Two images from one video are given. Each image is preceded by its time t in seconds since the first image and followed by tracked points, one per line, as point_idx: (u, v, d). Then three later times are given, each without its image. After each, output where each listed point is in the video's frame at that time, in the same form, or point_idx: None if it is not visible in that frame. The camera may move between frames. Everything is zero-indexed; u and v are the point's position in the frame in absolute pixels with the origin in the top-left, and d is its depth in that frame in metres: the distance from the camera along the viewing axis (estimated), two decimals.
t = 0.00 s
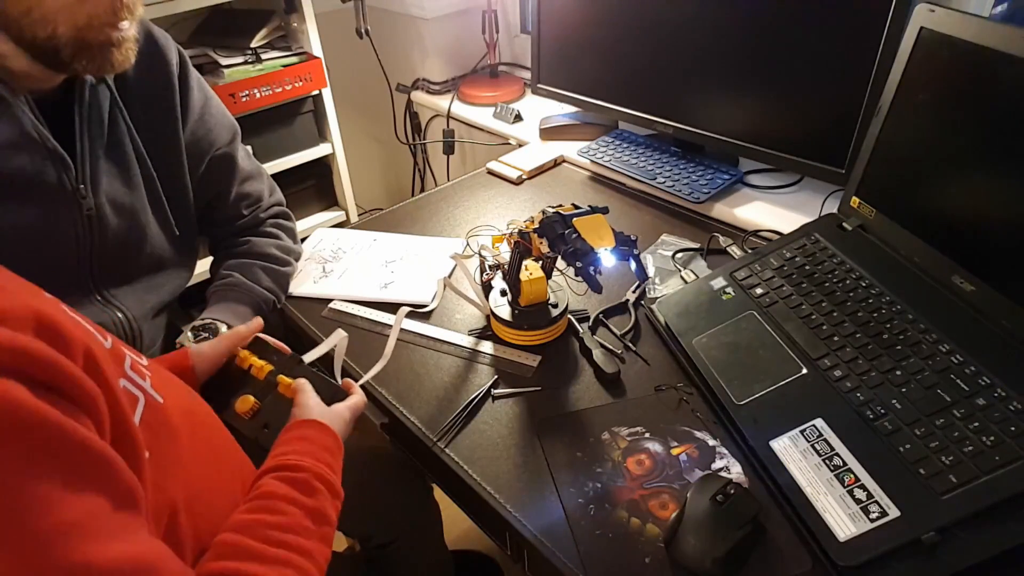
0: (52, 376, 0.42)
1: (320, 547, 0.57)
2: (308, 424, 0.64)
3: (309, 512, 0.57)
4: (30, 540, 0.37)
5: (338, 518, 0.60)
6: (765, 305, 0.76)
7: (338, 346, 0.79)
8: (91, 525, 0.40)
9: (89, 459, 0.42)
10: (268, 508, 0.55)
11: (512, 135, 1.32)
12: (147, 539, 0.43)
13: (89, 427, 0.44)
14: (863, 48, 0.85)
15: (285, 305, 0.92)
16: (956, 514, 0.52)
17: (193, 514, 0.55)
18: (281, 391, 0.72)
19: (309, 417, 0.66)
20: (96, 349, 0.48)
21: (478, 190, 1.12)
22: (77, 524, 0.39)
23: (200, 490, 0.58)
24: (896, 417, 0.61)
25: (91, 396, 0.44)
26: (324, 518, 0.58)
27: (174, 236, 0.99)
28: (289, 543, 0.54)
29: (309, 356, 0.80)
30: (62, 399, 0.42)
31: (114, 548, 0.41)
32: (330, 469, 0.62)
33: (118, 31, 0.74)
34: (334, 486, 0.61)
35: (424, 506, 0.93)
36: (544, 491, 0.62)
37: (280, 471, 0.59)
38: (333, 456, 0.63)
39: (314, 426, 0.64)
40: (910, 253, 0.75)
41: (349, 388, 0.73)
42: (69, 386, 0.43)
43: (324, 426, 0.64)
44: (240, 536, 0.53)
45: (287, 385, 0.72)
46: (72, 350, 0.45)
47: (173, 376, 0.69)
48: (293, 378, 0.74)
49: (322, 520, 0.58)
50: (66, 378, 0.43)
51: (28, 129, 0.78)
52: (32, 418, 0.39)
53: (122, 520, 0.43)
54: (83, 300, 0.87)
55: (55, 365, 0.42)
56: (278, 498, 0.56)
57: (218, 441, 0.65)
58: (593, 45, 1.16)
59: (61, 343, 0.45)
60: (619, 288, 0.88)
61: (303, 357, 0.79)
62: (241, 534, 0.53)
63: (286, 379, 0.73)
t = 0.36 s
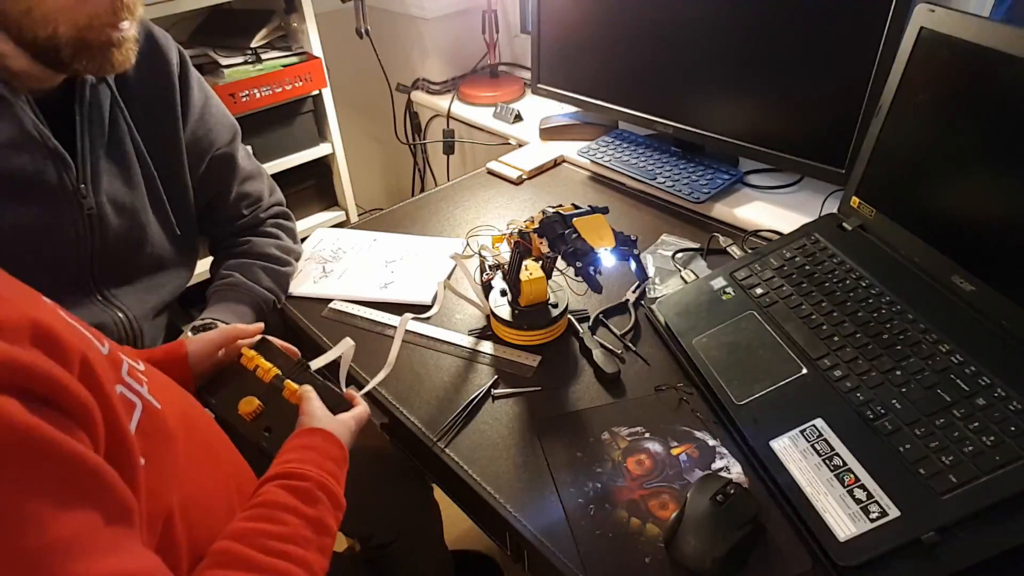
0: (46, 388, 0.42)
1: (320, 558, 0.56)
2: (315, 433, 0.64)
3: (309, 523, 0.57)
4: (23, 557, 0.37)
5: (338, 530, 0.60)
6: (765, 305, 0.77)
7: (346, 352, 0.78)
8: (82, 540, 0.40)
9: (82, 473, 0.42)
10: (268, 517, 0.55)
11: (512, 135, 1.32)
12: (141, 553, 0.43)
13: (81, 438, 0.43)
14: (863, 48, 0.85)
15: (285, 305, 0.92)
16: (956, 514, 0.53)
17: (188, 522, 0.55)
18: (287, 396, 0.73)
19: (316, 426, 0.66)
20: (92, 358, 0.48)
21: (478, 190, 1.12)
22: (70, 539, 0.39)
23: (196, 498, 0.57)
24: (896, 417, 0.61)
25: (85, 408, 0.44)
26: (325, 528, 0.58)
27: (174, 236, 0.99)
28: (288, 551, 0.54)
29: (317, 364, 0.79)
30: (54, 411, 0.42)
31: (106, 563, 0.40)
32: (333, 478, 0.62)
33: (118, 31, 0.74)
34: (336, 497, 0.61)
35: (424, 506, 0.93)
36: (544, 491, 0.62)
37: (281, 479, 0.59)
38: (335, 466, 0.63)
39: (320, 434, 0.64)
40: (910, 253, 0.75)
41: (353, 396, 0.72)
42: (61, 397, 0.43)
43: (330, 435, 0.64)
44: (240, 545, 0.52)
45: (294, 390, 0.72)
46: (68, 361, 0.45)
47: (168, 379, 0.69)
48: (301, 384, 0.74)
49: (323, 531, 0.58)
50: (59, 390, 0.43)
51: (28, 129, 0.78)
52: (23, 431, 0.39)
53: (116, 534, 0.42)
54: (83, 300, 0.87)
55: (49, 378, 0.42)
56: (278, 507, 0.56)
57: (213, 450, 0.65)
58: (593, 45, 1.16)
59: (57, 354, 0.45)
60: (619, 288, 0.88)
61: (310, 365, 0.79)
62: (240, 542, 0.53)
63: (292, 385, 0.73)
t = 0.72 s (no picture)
0: (49, 388, 0.42)
1: (318, 558, 0.56)
2: (311, 436, 0.64)
3: (307, 524, 0.57)
4: (32, 556, 0.37)
5: (335, 530, 0.60)
6: (765, 305, 0.76)
7: (345, 361, 0.78)
8: (88, 540, 0.40)
9: (87, 473, 0.41)
10: (266, 518, 0.55)
11: (512, 135, 1.32)
12: (148, 553, 0.43)
13: (84, 438, 0.43)
14: (863, 48, 0.85)
15: (285, 305, 0.92)
16: (956, 514, 0.53)
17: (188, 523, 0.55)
18: (291, 398, 0.74)
19: (311, 427, 0.66)
20: (94, 359, 0.48)
21: (478, 190, 1.12)
22: (78, 539, 0.39)
23: (195, 499, 0.57)
24: (896, 417, 0.61)
25: (88, 408, 0.44)
26: (322, 528, 0.58)
27: (174, 236, 0.99)
28: (286, 552, 0.54)
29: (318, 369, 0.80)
30: (56, 411, 0.42)
31: (112, 562, 0.40)
32: (329, 480, 0.62)
33: (117, 31, 0.74)
34: (333, 499, 0.61)
35: (424, 506, 0.93)
36: (544, 491, 0.62)
37: (279, 481, 0.59)
38: (331, 468, 0.63)
39: (320, 438, 0.64)
40: (910, 253, 0.75)
41: (354, 403, 0.74)
42: (62, 396, 0.43)
43: (326, 439, 0.64)
44: (238, 546, 0.52)
45: (297, 394, 0.74)
46: (72, 362, 0.45)
47: (169, 382, 0.69)
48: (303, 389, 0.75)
49: (320, 532, 0.58)
50: (62, 391, 0.43)
51: (28, 129, 0.78)
52: (29, 430, 0.39)
53: (123, 534, 0.42)
54: (83, 300, 0.87)
55: (54, 378, 0.42)
56: (276, 508, 0.56)
57: (212, 452, 0.65)
58: (593, 45, 1.16)
59: (61, 354, 0.45)
60: (619, 288, 0.88)
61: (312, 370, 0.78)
62: (239, 542, 0.53)
63: (297, 389, 0.74)
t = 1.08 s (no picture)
0: (42, 389, 0.42)
1: (313, 554, 0.56)
2: (304, 435, 0.64)
3: (302, 522, 0.57)
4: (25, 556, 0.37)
5: (330, 526, 0.60)
6: (765, 305, 0.76)
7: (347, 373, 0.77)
8: (82, 541, 0.40)
9: (79, 474, 0.42)
10: (260, 516, 0.55)
11: (512, 134, 1.32)
12: (141, 553, 0.43)
13: (77, 439, 0.43)
14: (863, 48, 0.85)
15: (285, 305, 0.92)
16: (956, 514, 0.53)
17: (184, 523, 0.55)
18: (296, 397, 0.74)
19: (305, 427, 0.66)
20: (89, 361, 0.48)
21: (478, 190, 1.12)
22: (71, 538, 0.39)
23: (192, 499, 0.57)
24: (896, 417, 0.61)
25: (82, 409, 0.45)
26: (316, 525, 0.58)
27: (174, 236, 0.99)
28: (281, 549, 0.54)
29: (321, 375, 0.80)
30: (49, 412, 0.42)
31: (106, 562, 0.40)
32: (322, 478, 0.62)
33: (118, 32, 0.74)
34: (326, 495, 0.61)
35: (424, 506, 0.93)
36: (544, 491, 0.62)
37: (272, 479, 0.58)
38: (325, 466, 0.63)
39: (312, 437, 0.64)
40: (910, 253, 0.75)
41: (359, 407, 0.74)
42: (57, 398, 0.43)
43: (318, 438, 0.64)
44: (234, 544, 0.52)
45: (302, 394, 0.74)
46: (66, 364, 0.45)
47: (170, 383, 0.69)
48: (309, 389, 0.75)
49: (315, 529, 0.58)
50: (56, 392, 0.43)
51: (28, 129, 0.78)
52: (21, 431, 0.39)
53: (114, 534, 0.42)
54: (83, 300, 0.87)
55: (46, 380, 0.42)
56: (270, 506, 0.56)
57: (211, 451, 0.65)
58: (593, 45, 1.16)
59: (54, 356, 0.45)
60: (619, 288, 0.88)
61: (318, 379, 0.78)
62: (235, 541, 0.53)
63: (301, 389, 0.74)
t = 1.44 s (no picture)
0: (37, 392, 0.42)
1: (309, 557, 0.56)
2: (301, 440, 0.64)
3: (297, 525, 0.57)
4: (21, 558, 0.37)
5: (325, 530, 0.60)
6: (765, 305, 0.76)
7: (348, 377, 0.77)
8: (77, 544, 0.40)
9: (73, 478, 0.41)
10: (257, 519, 0.55)
11: (512, 134, 1.32)
12: (137, 556, 0.43)
13: (72, 441, 0.43)
14: (864, 48, 0.85)
15: (285, 305, 0.92)
16: (956, 514, 0.53)
17: (181, 525, 0.55)
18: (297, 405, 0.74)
19: (304, 432, 0.66)
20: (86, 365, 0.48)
21: (478, 190, 1.12)
22: (65, 542, 0.39)
23: (190, 501, 0.57)
24: (896, 417, 0.61)
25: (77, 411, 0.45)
26: (311, 529, 0.58)
27: (174, 236, 0.99)
28: (278, 553, 0.54)
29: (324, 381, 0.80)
30: (44, 416, 0.42)
31: (101, 565, 0.40)
32: (318, 482, 0.62)
33: (119, 32, 0.74)
34: (321, 499, 0.61)
35: (424, 506, 0.93)
36: (544, 491, 0.62)
37: (267, 482, 0.59)
38: (320, 470, 0.63)
39: (309, 441, 0.64)
40: (910, 253, 0.75)
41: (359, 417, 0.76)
42: (51, 402, 0.43)
43: (316, 442, 0.65)
44: (230, 547, 0.52)
45: (304, 402, 0.74)
46: (62, 367, 0.46)
47: (171, 384, 0.69)
48: (311, 397, 0.76)
49: (310, 532, 0.58)
50: (51, 395, 0.43)
51: (28, 129, 0.78)
52: (15, 434, 0.39)
53: (110, 537, 0.42)
54: (83, 300, 0.87)
55: (41, 384, 0.42)
56: (266, 509, 0.56)
57: (210, 452, 0.65)
58: (593, 45, 1.16)
59: (50, 360, 0.45)
60: (619, 288, 0.88)
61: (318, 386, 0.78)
62: (232, 544, 0.53)
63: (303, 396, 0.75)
